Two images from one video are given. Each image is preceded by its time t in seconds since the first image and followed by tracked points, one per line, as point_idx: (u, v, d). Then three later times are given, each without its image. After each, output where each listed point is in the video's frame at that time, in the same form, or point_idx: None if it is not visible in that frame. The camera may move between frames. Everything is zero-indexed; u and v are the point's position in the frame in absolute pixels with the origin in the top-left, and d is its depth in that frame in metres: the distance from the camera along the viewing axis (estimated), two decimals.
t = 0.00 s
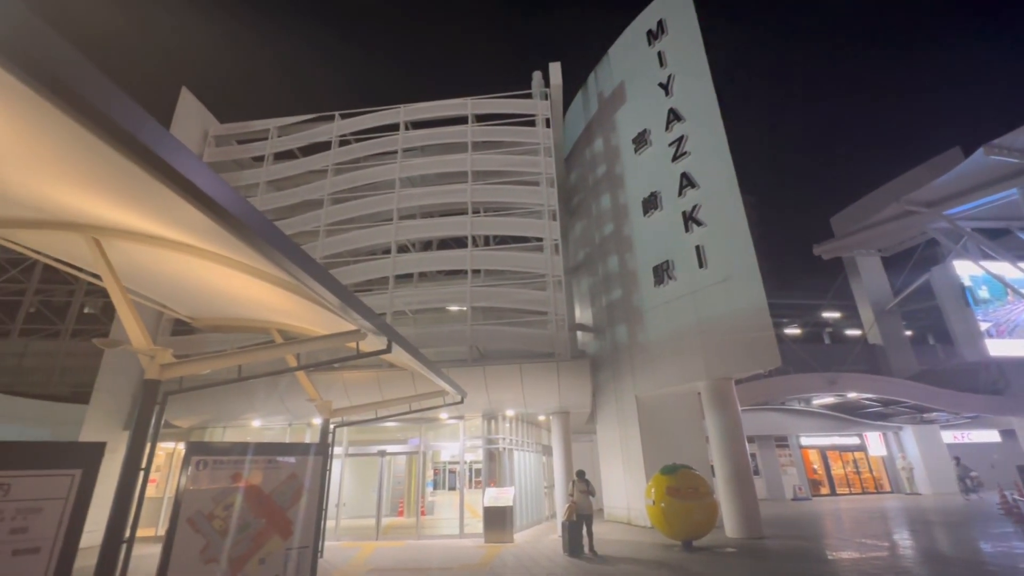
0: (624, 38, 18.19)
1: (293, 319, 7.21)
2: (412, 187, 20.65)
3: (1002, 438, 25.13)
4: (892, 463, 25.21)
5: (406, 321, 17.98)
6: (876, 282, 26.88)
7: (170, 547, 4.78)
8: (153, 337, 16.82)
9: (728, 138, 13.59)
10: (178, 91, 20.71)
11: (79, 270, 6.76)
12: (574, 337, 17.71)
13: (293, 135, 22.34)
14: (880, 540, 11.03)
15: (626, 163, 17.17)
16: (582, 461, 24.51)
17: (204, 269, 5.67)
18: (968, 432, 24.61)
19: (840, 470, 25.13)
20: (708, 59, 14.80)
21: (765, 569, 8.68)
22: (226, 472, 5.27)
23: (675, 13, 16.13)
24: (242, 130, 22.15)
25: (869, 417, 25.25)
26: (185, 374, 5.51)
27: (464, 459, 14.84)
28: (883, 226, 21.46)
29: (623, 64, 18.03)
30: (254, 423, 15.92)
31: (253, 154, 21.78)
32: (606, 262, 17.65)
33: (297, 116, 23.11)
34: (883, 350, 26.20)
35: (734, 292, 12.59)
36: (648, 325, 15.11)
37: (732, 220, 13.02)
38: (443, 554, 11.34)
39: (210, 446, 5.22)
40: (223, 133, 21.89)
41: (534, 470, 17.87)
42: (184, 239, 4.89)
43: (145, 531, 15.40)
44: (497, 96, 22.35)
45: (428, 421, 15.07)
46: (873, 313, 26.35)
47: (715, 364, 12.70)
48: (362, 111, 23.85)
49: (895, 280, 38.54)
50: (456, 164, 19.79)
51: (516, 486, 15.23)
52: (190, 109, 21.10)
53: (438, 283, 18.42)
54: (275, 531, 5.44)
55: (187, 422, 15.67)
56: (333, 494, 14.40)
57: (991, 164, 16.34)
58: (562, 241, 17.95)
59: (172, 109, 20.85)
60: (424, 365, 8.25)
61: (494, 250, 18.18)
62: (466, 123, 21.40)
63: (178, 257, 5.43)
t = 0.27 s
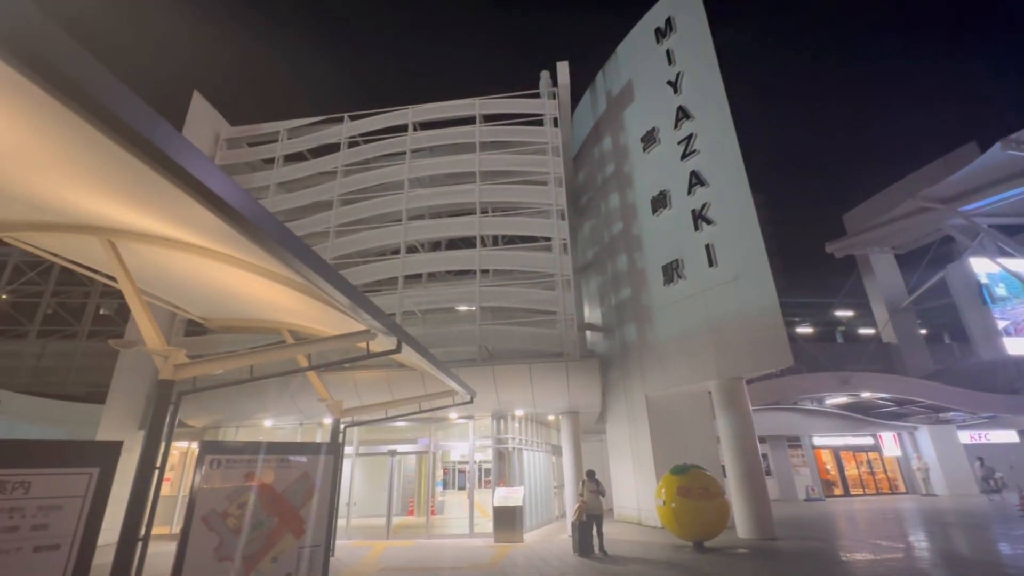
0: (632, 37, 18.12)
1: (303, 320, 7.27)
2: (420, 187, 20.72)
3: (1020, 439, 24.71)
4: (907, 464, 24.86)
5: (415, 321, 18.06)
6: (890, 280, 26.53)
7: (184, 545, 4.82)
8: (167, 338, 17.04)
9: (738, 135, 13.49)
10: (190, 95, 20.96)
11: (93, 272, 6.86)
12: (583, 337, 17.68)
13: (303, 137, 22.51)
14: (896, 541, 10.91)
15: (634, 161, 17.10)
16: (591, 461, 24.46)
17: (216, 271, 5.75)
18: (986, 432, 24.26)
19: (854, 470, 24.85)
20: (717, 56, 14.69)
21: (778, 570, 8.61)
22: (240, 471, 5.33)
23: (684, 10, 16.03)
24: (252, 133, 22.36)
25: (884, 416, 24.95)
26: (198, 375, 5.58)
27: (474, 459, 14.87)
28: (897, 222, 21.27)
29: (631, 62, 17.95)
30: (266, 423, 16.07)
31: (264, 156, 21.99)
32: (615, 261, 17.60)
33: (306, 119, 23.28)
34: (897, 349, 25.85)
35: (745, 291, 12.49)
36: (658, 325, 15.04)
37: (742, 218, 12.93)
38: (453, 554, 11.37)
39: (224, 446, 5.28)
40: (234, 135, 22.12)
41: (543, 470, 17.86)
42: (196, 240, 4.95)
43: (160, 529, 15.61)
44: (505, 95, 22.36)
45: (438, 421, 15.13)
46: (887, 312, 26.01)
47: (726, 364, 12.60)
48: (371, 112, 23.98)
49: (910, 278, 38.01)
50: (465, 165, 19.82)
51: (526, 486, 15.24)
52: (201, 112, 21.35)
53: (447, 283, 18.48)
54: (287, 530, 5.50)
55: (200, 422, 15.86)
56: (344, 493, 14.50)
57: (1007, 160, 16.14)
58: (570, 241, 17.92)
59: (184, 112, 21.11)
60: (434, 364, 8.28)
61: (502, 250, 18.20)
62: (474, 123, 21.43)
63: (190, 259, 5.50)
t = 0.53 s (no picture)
0: (637, 36, 18.07)
1: (309, 320, 7.30)
2: (425, 188, 20.76)
3: None
4: (915, 464, 24.67)
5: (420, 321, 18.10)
6: (897, 280, 26.34)
7: (192, 544, 4.86)
8: (174, 338, 17.17)
9: (743, 134, 13.42)
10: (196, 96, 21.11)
11: (101, 272, 6.92)
12: (587, 337, 17.67)
13: (308, 138, 22.61)
14: (904, 543, 10.82)
15: (639, 161, 17.07)
16: (596, 461, 24.43)
17: (223, 272, 5.78)
18: (995, 432, 24.06)
19: (861, 471, 24.69)
20: (722, 54, 14.64)
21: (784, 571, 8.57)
22: (246, 471, 5.36)
23: (688, 9, 15.99)
24: (258, 134, 22.49)
25: (892, 417, 24.80)
26: (205, 375, 5.62)
27: (479, 459, 14.90)
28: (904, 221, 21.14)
29: (636, 61, 17.92)
30: (272, 423, 16.15)
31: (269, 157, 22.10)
32: (620, 261, 17.58)
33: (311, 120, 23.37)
34: (905, 349, 25.66)
35: (751, 290, 12.44)
36: (663, 324, 15.00)
37: (748, 217, 12.87)
38: (458, 554, 11.39)
39: (230, 446, 5.31)
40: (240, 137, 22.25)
41: (548, 470, 17.86)
42: (202, 241, 4.99)
43: (167, 528, 15.73)
44: (509, 95, 22.37)
45: (443, 421, 15.17)
46: (894, 311, 25.83)
47: (731, 364, 12.56)
48: (376, 113, 24.06)
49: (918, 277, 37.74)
50: (469, 165, 19.84)
51: (530, 486, 15.25)
52: (207, 114, 21.48)
53: (452, 283, 18.51)
54: (293, 529, 5.53)
55: (207, 422, 15.97)
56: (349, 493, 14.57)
57: (1017, 158, 16.03)
58: (575, 241, 17.91)
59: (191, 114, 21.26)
60: (438, 365, 8.29)
61: (506, 250, 18.21)
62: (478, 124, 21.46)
63: (197, 260, 5.54)
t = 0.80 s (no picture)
0: (638, 36, 18.06)
1: (310, 320, 7.30)
2: (426, 188, 20.77)
3: None
4: (917, 466, 24.60)
5: (421, 321, 18.10)
6: (899, 280, 26.32)
7: (192, 544, 4.88)
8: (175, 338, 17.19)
9: (745, 134, 13.40)
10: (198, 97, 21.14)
11: (103, 273, 6.93)
12: (588, 337, 17.67)
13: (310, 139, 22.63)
14: (906, 544, 10.79)
15: (640, 161, 17.06)
16: (597, 462, 24.42)
17: (224, 272, 5.78)
18: (998, 433, 24.01)
19: (863, 472, 24.63)
20: (723, 55, 14.62)
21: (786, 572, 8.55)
22: (247, 471, 5.37)
23: (690, 10, 15.97)
24: (260, 134, 22.52)
25: (894, 418, 24.82)
26: (206, 374, 5.62)
27: (480, 459, 14.90)
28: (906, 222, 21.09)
29: (637, 61, 17.91)
30: (273, 423, 16.16)
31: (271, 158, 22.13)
32: (621, 261, 17.57)
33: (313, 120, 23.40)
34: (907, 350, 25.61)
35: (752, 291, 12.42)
36: (664, 325, 14.98)
37: (749, 218, 12.85)
38: (458, 554, 11.38)
39: (231, 446, 5.32)
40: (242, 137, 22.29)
41: (549, 470, 17.84)
42: (204, 241, 4.99)
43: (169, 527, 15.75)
44: (511, 96, 22.37)
45: (443, 421, 15.17)
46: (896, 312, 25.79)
47: (733, 365, 12.53)
48: (377, 114, 24.08)
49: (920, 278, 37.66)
50: (470, 165, 19.84)
51: (531, 487, 15.24)
52: (209, 114, 21.52)
53: (453, 283, 18.51)
54: (294, 529, 5.53)
55: (208, 422, 15.99)
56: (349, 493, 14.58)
57: (1019, 158, 16.03)
58: (576, 241, 17.91)
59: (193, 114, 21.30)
60: (439, 364, 8.29)
61: (508, 251, 18.20)
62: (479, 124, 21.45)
63: (198, 260, 5.55)
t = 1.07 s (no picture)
0: (636, 38, 18.10)
1: (306, 320, 7.28)
2: (424, 188, 20.75)
3: None
4: (913, 467, 24.67)
5: (418, 321, 18.08)
6: (895, 282, 26.43)
7: (187, 543, 4.86)
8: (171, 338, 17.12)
9: (742, 136, 13.43)
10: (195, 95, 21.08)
11: (99, 272, 6.90)
12: (586, 338, 17.68)
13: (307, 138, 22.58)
14: (901, 546, 10.82)
15: (638, 162, 17.08)
16: (594, 462, 24.43)
17: (220, 271, 5.76)
18: (994, 435, 24.16)
19: (859, 473, 24.70)
20: (721, 57, 14.66)
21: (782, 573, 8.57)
22: (242, 471, 5.35)
23: (688, 12, 16.01)
24: (257, 133, 22.47)
25: (890, 419, 25.04)
26: (202, 374, 5.59)
27: (476, 460, 14.88)
28: (902, 224, 21.16)
29: (636, 63, 17.93)
30: (269, 422, 16.12)
31: (268, 157, 22.07)
32: (618, 262, 17.59)
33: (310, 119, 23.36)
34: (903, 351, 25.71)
35: (749, 292, 12.44)
36: (661, 326, 15.00)
37: (746, 219, 12.88)
38: (454, 555, 11.36)
39: (226, 445, 5.29)
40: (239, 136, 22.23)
41: (546, 471, 17.84)
42: (200, 240, 4.97)
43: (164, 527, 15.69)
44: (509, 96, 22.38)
45: (440, 421, 15.16)
46: (892, 314, 25.88)
47: (729, 366, 12.55)
48: (376, 113, 24.05)
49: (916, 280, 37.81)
50: (468, 165, 19.83)
51: (528, 487, 15.23)
52: (206, 113, 21.45)
53: (451, 284, 18.51)
54: (289, 529, 5.51)
55: (204, 421, 15.94)
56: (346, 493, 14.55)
57: (1014, 161, 16.17)
58: (573, 241, 17.92)
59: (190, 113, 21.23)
60: (436, 365, 8.27)
61: (505, 251, 18.20)
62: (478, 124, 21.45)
63: (194, 259, 5.53)
